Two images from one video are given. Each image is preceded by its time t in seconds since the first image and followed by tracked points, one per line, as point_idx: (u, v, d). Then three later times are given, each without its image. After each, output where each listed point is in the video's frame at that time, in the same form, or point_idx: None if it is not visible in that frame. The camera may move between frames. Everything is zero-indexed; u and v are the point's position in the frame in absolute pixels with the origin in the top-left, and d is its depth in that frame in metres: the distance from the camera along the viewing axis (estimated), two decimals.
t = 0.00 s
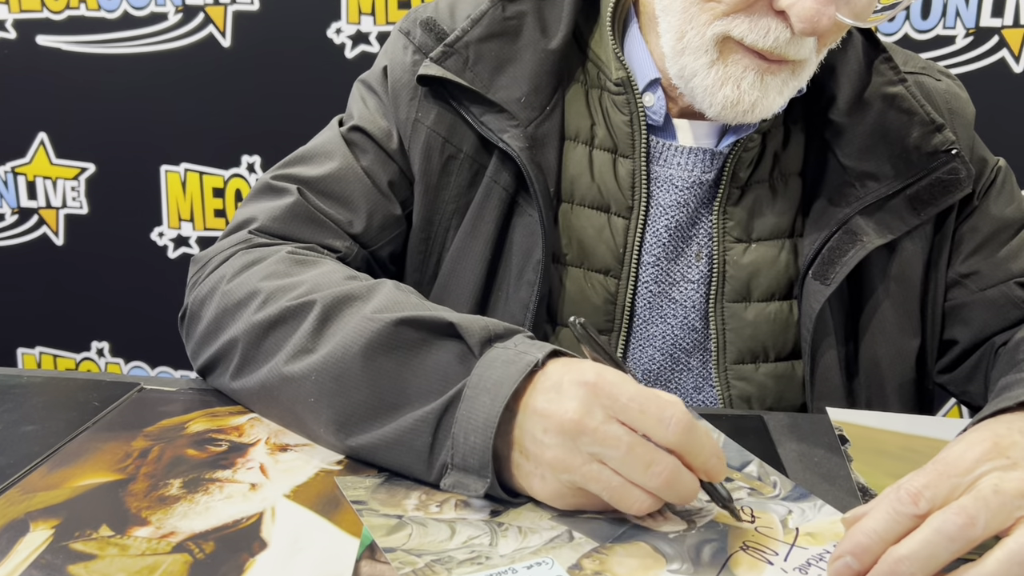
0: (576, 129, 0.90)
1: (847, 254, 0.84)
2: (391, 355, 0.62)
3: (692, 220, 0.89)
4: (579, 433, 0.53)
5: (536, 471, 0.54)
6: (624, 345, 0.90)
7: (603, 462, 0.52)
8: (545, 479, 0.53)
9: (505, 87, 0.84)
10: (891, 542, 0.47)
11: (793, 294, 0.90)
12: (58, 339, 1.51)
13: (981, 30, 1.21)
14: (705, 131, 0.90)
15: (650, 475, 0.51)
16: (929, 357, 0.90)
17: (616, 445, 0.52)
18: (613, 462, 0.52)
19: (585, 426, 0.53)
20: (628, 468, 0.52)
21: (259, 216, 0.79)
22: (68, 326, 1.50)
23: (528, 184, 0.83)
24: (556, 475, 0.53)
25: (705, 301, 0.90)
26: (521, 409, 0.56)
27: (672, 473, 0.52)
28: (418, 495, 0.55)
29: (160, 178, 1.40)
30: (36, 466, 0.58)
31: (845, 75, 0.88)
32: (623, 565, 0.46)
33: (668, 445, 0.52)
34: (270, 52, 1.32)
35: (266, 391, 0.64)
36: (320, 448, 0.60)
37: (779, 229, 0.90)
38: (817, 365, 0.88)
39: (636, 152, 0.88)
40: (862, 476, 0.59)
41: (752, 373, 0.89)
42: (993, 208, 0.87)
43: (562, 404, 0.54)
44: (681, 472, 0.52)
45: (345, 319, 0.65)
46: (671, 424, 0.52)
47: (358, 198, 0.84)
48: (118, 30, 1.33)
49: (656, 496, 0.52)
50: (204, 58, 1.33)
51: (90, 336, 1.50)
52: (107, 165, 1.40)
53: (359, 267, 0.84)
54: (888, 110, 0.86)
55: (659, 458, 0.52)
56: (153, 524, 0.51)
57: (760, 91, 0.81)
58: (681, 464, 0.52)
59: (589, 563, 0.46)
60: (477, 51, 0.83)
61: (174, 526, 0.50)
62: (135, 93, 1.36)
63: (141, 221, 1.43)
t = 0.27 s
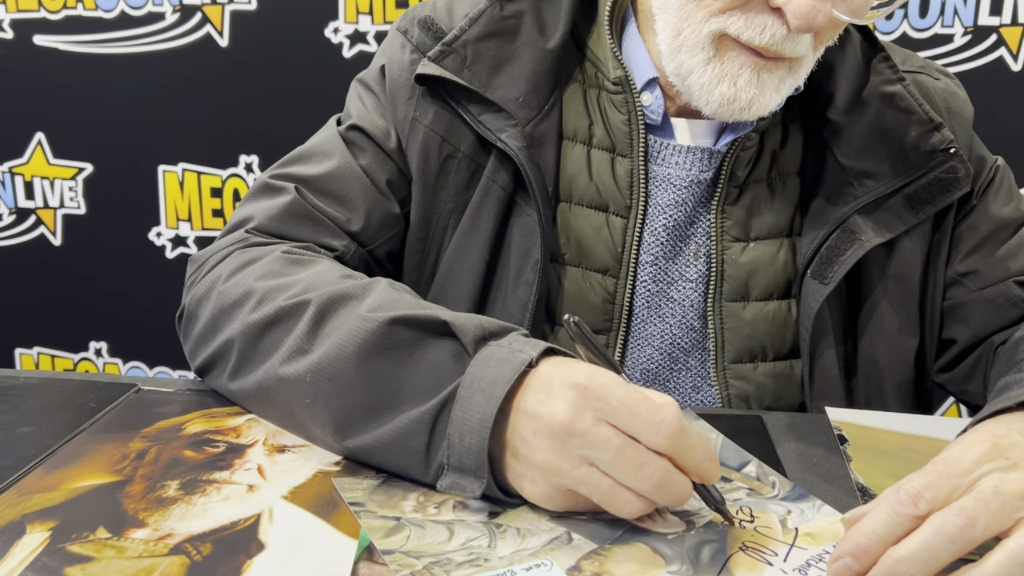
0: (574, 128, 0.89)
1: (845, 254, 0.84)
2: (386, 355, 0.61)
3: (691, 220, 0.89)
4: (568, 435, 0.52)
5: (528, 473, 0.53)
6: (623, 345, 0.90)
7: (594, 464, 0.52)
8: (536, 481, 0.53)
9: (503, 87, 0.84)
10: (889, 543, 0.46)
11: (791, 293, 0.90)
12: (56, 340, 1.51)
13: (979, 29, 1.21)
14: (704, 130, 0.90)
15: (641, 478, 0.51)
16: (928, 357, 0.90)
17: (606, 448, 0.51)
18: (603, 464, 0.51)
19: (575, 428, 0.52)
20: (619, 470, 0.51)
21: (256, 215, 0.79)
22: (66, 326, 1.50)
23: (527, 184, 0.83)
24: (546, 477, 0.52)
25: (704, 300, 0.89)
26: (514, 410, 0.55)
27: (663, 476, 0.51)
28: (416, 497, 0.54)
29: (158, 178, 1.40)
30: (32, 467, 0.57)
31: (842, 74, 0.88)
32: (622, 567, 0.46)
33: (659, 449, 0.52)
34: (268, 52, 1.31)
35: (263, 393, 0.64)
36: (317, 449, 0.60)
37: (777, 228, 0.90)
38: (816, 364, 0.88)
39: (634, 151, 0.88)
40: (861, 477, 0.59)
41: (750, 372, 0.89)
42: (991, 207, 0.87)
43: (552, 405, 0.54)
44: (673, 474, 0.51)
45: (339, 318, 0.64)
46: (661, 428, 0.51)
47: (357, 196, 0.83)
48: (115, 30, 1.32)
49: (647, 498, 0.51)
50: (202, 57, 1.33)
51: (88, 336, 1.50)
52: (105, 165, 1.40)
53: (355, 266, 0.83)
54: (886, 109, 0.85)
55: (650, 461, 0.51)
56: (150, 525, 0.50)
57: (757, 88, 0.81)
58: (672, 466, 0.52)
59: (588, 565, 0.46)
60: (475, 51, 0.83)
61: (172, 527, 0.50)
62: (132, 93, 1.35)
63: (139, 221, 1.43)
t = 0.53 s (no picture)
0: (574, 128, 0.89)
1: (845, 249, 0.84)
2: (367, 329, 0.60)
3: (690, 217, 0.89)
4: (553, 421, 0.51)
5: (513, 451, 0.53)
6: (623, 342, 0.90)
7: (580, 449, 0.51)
8: (522, 464, 0.52)
9: (503, 85, 0.84)
10: (887, 543, 0.46)
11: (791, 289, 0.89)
12: (52, 341, 1.51)
13: (977, 27, 1.21)
14: (703, 126, 0.91)
15: (629, 462, 0.50)
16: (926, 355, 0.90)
17: (591, 434, 0.50)
18: (590, 451, 0.50)
19: (559, 414, 0.50)
20: (606, 455, 0.50)
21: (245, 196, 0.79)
22: (63, 326, 1.50)
23: (527, 182, 0.83)
24: (532, 463, 0.52)
25: (703, 297, 0.89)
26: (496, 390, 0.54)
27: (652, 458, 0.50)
28: (413, 497, 0.54)
29: (154, 178, 1.39)
30: (27, 469, 0.57)
31: (839, 72, 0.87)
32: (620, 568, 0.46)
33: (647, 426, 0.50)
34: (265, 52, 1.31)
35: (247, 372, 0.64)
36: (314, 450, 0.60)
37: (776, 224, 0.90)
38: (816, 361, 0.88)
39: (634, 150, 0.88)
40: (859, 475, 0.59)
41: (751, 368, 0.89)
42: (989, 204, 0.87)
43: (534, 391, 0.51)
44: (661, 456, 0.51)
45: (322, 291, 0.63)
46: (649, 405, 0.49)
47: (354, 186, 0.83)
48: (112, 30, 1.32)
49: (635, 480, 0.51)
50: (199, 57, 1.32)
51: (86, 336, 1.50)
52: (102, 165, 1.39)
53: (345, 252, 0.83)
54: (886, 107, 0.85)
55: (637, 445, 0.50)
56: (145, 528, 0.50)
57: (754, 73, 0.81)
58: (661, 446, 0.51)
59: (585, 565, 0.46)
60: (475, 48, 0.82)
61: (167, 530, 0.50)
62: (129, 92, 1.35)
63: (136, 221, 1.42)
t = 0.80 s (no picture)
0: (565, 132, 0.89)
1: (840, 252, 0.84)
2: (362, 372, 0.58)
3: (683, 221, 0.89)
4: (564, 454, 0.50)
5: (524, 496, 0.51)
6: (617, 350, 0.89)
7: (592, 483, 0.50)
8: (534, 502, 0.50)
9: (492, 92, 0.83)
10: (885, 541, 0.46)
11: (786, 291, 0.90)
12: (50, 340, 1.50)
13: (973, 25, 1.21)
14: (692, 132, 0.91)
15: (641, 494, 0.49)
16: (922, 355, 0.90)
17: (603, 466, 0.49)
18: (602, 483, 0.49)
19: (570, 446, 0.50)
20: (618, 488, 0.49)
21: (232, 216, 0.78)
22: (61, 326, 1.49)
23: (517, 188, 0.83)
24: (544, 499, 0.50)
25: (697, 302, 0.89)
26: (501, 429, 0.53)
27: (664, 490, 0.49)
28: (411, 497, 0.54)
29: (152, 177, 1.39)
30: (25, 469, 0.57)
31: (833, 71, 0.88)
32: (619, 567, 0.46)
33: (655, 461, 0.50)
34: (262, 51, 1.31)
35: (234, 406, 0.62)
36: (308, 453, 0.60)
37: (769, 228, 0.90)
38: (812, 363, 0.88)
39: (625, 155, 0.88)
40: (856, 474, 0.59)
41: (746, 372, 0.89)
42: (984, 203, 0.87)
43: (543, 424, 0.51)
44: (672, 489, 0.50)
45: (315, 330, 0.62)
46: (658, 440, 0.50)
47: (342, 198, 0.83)
48: (108, 29, 1.32)
49: (647, 514, 0.49)
50: (196, 56, 1.32)
51: (84, 335, 1.50)
52: (99, 165, 1.39)
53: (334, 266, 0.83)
54: (879, 106, 0.86)
55: (648, 476, 0.49)
56: (144, 527, 0.50)
57: (742, 81, 0.81)
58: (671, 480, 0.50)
59: (584, 564, 0.46)
60: (463, 55, 0.82)
61: (165, 529, 0.50)
62: (126, 92, 1.35)
63: (134, 220, 1.42)
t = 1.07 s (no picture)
0: (552, 135, 0.89)
1: (831, 258, 0.84)
2: (349, 382, 0.58)
3: (672, 227, 0.89)
4: (556, 463, 0.50)
5: (515, 503, 0.50)
6: (607, 356, 0.89)
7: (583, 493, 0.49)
8: (524, 509, 0.50)
9: (477, 94, 0.83)
10: (876, 546, 0.46)
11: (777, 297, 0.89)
12: (42, 342, 1.50)
13: (967, 24, 1.21)
14: (679, 135, 0.90)
15: (632, 505, 0.49)
16: (916, 359, 0.90)
17: (595, 476, 0.49)
18: (592, 492, 0.49)
19: (562, 455, 0.50)
20: (609, 499, 0.49)
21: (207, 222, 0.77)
22: (53, 327, 1.49)
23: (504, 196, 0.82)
24: (534, 506, 0.49)
25: (688, 308, 0.89)
26: (492, 437, 0.52)
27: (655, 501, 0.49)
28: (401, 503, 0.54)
29: (143, 178, 1.38)
30: (11, 475, 0.57)
31: (823, 72, 0.87)
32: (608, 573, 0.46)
33: (648, 474, 0.50)
34: (254, 51, 1.30)
35: (217, 414, 0.61)
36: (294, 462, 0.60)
37: (759, 234, 0.90)
38: (804, 370, 0.87)
39: (613, 158, 0.88)
40: (849, 477, 0.59)
41: (738, 379, 0.89)
42: (976, 204, 0.87)
43: (535, 432, 0.51)
44: (663, 499, 0.50)
45: (300, 338, 0.61)
46: (650, 453, 0.50)
47: (326, 204, 0.82)
48: (99, 30, 1.31)
49: (638, 525, 0.49)
50: (188, 57, 1.31)
51: (76, 337, 1.49)
52: (91, 166, 1.38)
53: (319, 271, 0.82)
54: (869, 109, 0.85)
55: (640, 487, 0.49)
56: (129, 534, 0.50)
57: (723, 93, 0.81)
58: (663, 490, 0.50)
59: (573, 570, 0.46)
60: (447, 57, 0.82)
61: (151, 536, 0.49)
62: (117, 92, 1.34)
63: (126, 221, 1.41)
